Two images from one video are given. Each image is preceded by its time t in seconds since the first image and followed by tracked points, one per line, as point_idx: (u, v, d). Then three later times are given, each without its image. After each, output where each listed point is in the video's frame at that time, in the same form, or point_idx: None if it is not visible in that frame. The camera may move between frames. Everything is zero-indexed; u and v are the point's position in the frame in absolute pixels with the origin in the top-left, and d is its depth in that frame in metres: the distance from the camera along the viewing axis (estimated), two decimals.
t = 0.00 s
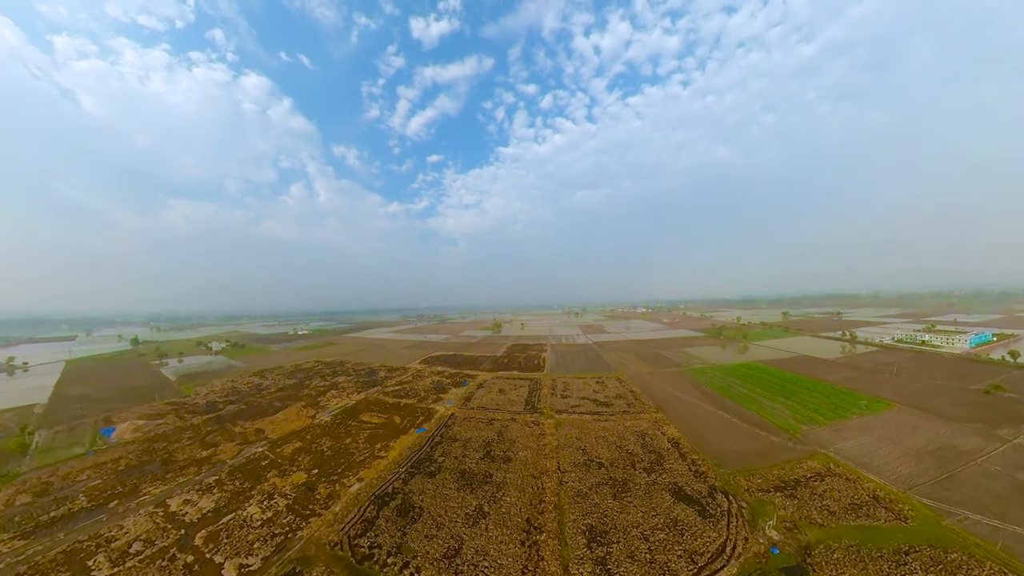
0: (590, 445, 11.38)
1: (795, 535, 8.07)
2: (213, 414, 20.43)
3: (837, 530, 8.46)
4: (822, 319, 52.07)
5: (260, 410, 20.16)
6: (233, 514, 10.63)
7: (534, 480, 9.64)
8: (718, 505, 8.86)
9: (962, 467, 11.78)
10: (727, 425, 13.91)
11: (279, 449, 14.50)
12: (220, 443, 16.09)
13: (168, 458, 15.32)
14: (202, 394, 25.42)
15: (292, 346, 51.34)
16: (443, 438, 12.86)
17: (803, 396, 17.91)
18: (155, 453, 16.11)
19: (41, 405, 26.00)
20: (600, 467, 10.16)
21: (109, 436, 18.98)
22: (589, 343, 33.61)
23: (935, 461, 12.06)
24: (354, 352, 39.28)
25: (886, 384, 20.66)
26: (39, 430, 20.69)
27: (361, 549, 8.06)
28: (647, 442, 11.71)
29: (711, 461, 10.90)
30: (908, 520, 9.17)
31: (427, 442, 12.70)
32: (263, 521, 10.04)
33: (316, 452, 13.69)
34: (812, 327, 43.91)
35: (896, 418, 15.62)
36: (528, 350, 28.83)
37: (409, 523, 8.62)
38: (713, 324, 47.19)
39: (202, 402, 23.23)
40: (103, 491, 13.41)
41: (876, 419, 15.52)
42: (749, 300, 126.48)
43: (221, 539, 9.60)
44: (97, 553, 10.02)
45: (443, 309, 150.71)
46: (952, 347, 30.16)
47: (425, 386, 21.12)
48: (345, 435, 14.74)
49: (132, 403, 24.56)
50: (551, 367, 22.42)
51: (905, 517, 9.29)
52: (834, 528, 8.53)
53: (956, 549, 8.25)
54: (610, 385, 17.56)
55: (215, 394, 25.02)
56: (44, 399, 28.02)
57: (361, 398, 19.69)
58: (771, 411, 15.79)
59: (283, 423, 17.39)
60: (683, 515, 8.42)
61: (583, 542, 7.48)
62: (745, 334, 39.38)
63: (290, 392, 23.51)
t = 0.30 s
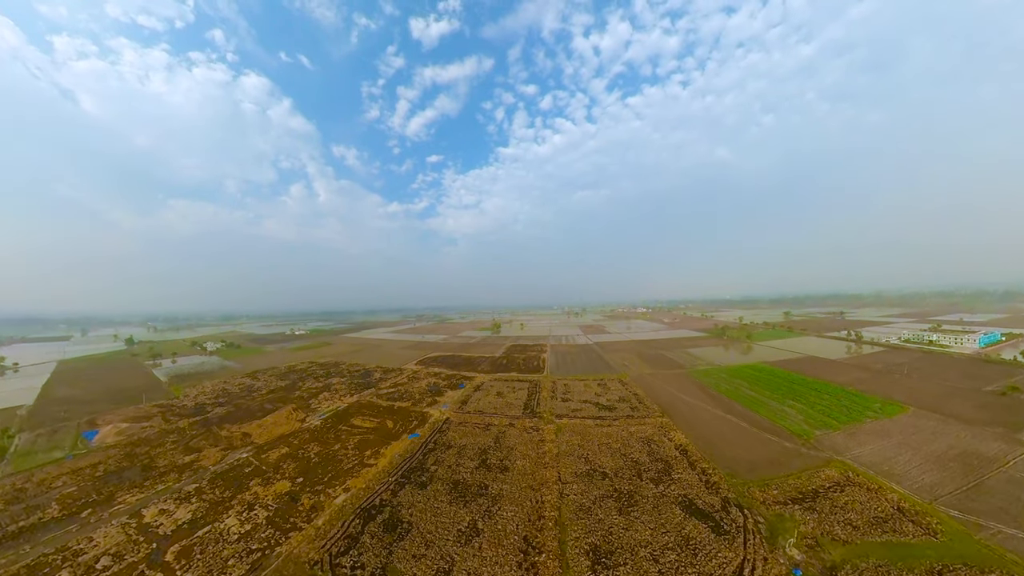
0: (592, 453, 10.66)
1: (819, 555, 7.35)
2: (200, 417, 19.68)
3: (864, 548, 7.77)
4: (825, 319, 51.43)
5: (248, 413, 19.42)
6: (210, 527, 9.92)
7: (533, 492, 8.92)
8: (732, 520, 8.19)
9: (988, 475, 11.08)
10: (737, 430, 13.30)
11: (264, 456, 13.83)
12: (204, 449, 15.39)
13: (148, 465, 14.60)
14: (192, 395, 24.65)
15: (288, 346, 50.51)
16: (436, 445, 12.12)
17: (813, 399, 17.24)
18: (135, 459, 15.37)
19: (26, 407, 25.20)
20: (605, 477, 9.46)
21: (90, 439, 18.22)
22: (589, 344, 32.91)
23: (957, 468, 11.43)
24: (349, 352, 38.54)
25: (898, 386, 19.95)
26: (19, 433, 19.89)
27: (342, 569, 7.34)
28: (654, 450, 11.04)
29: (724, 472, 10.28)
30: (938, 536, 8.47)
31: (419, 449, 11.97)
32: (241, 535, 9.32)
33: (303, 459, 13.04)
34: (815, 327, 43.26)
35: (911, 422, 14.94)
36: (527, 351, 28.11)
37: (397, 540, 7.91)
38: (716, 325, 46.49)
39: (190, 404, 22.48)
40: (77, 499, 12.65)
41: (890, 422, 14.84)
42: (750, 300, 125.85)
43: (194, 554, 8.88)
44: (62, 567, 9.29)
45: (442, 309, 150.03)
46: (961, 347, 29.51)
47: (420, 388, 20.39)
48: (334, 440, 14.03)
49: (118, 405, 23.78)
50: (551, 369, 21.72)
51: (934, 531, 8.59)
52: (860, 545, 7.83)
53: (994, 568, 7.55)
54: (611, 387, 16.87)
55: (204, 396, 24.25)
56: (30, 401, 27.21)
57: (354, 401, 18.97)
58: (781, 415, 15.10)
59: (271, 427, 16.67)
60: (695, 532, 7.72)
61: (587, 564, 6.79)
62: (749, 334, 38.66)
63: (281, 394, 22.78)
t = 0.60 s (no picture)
0: (595, 461, 10.01)
1: None
2: (187, 420, 19.02)
3: (894, 566, 7.13)
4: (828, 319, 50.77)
5: (238, 416, 18.76)
6: (185, 540, 9.26)
7: (533, 505, 8.26)
8: (749, 535, 7.59)
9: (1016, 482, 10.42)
10: (747, 435, 12.78)
11: (249, 462, 13.31)
12: (188, 454, 14.89)
13: (129, 470, 13.98)
14: (182, 397, 23.97)
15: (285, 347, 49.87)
16: (430, 451, 11.45)
17: (823, 403, 16.64)
18: (116, 463, 14.70)
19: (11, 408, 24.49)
20: (609, 489, 8.81)
21: (73, 442, 17.58)
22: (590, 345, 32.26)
23: (978, 475, 10.82)
24: (346, 353, 37.93)
25: (909, 388, 19.31)
26: None
27: None
28: (661, 459, 10.41)
29: (737, 483, 9.73)
30: (973, 551, 7.82)
31: (412, 456, 11.30)
32: (218, 549, 8.67)
33: (289, 466, 12.45)
34: (819, 327, 42.60)
35: (928, 426, 14.30)
36: (527, 352, 27.43)
37: (383, 558, 7.25)
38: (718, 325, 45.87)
39: (179, 406, 21.85)
40: (51, 506, 11.98)
41: (905, 427, 14.21)
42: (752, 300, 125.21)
43: (165, 571, 8.21)
44: None
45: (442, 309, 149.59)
46: (970, 347, 28.87)
47: (416, 390, 19.76)
48: (323, 446, 13.41)
49: (106, 406, 23.09)
50: (552, 370, 21.08)
51: (967, 546, 7.95)
52: (889, 564, 7.20)
53: None
54: (614, 389, 16.25)
55: (194, 397, 23.57)
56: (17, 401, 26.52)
57: (347, 403, 18.34)
58: (793, 420, 14.45)
59: (260, 431, 16.04)
60: (709, 549, 7.09)
61: None
62: (752, 334, 38.02)
63: (273, 396, 22.14)
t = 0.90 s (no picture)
0: (600, 471, 9.35)
1: None
2: (172, 423, 18.32)
3: None
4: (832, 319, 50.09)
5: (224, 418, 18.06)
6: (154, 555, 8.58)
7: (533, 521, 7.59)
8: (770, 555, 6.95)
9: None
10: (759, 440, 12.18)
11: (231, 469, 12.68)
12: (168, 459, 14.20)
13: (105, 477, 13.27)
14: (169, 398, 23.24)
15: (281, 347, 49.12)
16: (421, 459, 10.76)
17: (836, 405, 15.96)
18: (93, 469, 14.00)
19: None
20: (615, 502, 8.12)
21: (51, 445, 16.88)
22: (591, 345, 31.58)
23: (1008, 483, 10.12)
24: (342, 353, 37.16)
25: (923, 390, 18.57)
26: None
27: None
28: (670, 468, 9.72)
29: (753, 495, 9.10)
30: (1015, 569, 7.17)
31: (403, 465, 10.62)
32: (187, 566, 7.98)
33: (273, 473, 11.78)
34: (824, 327, 41.97)
35: (946, 430, 13.64)
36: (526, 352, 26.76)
37: None
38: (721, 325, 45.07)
39: (165, 408, 21.13)
40: (18, 515, 11.25)
41: (923, 431, 13.55)
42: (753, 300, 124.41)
43: None
44: None
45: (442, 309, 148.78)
46: (980, 347, 28.19)
47: (410, 392, 19.01)
48: (310, 453, 12.70)
49: (90, 408, 22.35)
50: (552, 371, 20.40)
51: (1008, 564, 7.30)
52: None
53: None
54: (617, 391, 15.56)
55: (182, 399, 22.85)
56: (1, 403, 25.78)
57: (338, 406, 17.61)
58: (806, 424, 13.79)
59: (245, 435, 15.38)
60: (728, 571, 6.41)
61: None
62: (756, 334, 37.25)
63: (263, 397, 21.40)
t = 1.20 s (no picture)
0: (606, 482, 8.67)
1: None
2: (156, 426, 17.69)
3: None
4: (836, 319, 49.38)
5: (211, 421, 17.44)
6: (120, 572, 7.95)
7: (534, 539, 6.91)
8: None
9: None
10: (773, 446, 11.50)
11: (213, 476, 12.15)
12: (148, 465, 13.54)
13: (80, 483, 12.57)
14: (157, 400, 22.58)
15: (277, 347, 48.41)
16: (413, 468, 10.06)
17: (849, 407, 15.28)
18: (69, 474, 13.32)
19: None
20: (623, 518, 7.47)
21: (30, 447, 16.19)
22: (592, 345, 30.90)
23: None
24: (337, 353, 36.45)
25: (939, 391, 17.80)
26: None
27: None
28: (681, 479, 9.03)
29: (772, 508, 8.42)
30: None
31: (393, 473, 9.94)
32: None
33: (255, 480, 11.19)
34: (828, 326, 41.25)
35: (967, 433, 12.98)
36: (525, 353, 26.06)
37: None
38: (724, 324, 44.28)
39: (151, 410, 20.53)
40: None
41: (943, 435, 12.86)
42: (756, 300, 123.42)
43: None
44: None
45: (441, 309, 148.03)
46: (991, 347, 27.47)
47: (405, 394, 18.29)
48: (296, 459, 12.10)
49: (75, 409, 21.65)
50: (552, 372, 19.71)
51: None
52: None
53: None
54: (620, 394, 14.85)
55: (170, 400, 22.20)
56: None
57: (329, 409, 16.93)
58: (820, 428, 13.09)
59: (231, 440, 14.79)
60: None
61: None
62: (761, 334, 36.48)
63: (253, 399, 20.71)
